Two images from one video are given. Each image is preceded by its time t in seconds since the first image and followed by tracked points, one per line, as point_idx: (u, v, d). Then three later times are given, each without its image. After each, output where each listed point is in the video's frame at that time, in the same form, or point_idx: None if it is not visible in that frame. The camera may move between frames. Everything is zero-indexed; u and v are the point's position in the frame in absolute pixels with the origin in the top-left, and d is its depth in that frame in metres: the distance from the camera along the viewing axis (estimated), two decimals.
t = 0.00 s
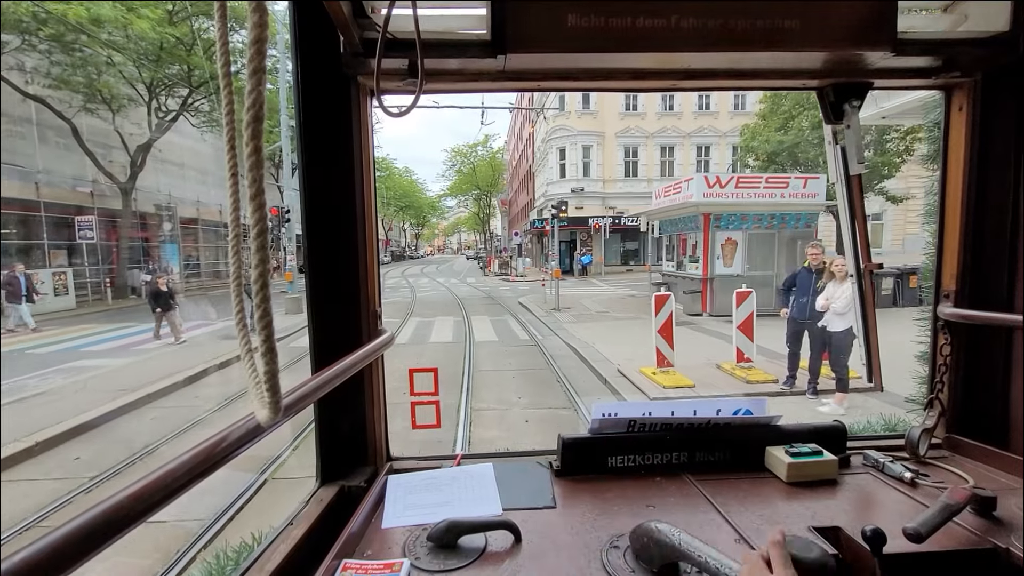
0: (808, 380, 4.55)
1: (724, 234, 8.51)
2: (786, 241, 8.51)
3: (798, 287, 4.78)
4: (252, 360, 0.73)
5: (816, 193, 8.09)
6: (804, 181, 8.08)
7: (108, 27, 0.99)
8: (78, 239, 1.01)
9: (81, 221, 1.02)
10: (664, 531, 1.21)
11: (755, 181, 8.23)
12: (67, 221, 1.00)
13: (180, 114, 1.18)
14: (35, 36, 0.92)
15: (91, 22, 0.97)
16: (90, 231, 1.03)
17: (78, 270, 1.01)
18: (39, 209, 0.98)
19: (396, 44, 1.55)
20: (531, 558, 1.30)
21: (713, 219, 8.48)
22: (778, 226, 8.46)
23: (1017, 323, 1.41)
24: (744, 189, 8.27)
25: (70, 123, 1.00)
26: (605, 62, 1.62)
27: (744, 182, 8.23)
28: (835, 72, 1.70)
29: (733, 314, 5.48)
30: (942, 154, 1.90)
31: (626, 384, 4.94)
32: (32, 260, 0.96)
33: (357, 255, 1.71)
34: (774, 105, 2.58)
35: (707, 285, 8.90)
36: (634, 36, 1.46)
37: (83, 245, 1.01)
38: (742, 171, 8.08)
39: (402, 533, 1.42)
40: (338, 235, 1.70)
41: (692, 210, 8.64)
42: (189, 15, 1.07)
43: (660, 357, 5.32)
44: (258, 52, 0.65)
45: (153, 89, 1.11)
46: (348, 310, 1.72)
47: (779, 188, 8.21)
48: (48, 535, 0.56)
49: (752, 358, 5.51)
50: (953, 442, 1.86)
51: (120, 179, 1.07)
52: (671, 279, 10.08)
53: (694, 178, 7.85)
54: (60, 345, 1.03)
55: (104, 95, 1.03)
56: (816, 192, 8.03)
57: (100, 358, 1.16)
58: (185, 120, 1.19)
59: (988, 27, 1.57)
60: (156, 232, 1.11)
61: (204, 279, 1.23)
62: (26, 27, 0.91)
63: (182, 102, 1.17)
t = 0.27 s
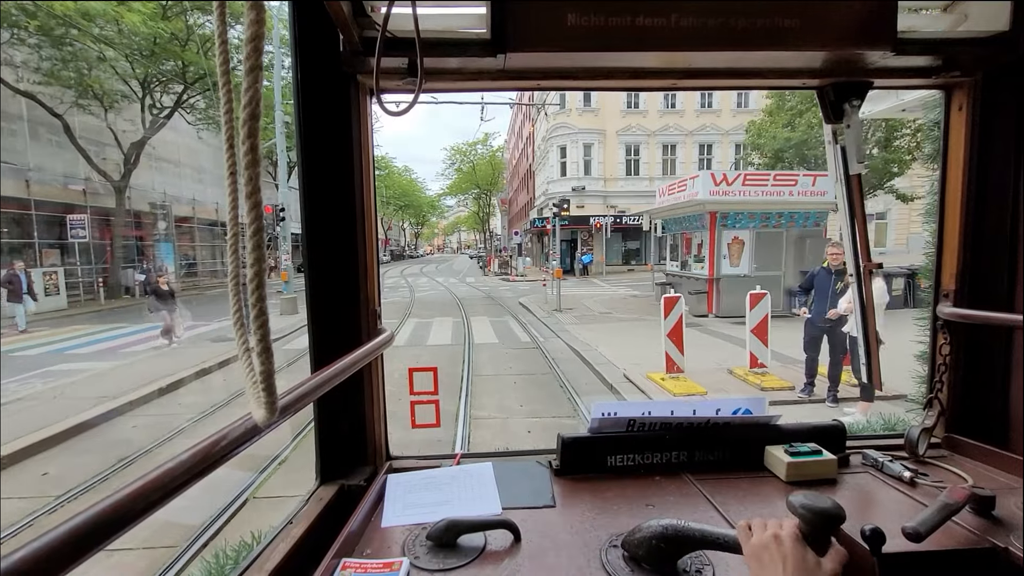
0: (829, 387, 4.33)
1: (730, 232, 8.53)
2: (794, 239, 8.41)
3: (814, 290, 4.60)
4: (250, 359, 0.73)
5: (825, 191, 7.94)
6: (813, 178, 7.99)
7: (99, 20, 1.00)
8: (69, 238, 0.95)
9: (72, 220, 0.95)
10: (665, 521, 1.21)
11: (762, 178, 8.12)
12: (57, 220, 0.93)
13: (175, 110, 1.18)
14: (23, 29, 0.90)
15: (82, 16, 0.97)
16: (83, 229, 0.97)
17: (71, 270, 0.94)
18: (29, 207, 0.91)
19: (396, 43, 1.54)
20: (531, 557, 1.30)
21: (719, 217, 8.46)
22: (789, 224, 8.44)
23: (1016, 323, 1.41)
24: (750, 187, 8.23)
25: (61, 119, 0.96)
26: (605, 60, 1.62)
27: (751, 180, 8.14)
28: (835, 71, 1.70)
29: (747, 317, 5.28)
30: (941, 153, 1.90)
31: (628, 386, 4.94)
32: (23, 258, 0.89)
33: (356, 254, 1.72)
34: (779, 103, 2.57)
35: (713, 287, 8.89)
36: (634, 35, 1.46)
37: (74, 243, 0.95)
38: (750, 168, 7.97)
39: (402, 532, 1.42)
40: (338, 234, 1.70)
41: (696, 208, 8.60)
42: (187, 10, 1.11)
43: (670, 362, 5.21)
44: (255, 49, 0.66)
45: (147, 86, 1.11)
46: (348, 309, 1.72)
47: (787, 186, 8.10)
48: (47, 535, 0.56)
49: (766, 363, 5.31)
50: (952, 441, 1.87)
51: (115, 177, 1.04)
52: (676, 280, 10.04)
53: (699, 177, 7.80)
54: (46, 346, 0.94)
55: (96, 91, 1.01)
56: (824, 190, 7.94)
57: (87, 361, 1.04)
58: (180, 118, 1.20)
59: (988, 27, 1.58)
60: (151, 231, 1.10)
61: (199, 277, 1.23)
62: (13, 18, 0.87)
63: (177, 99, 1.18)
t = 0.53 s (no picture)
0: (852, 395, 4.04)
1: (738, 231, 8.40)
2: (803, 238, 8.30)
3: (836, 296, 4.26)
4: (251, 357, 0.73)
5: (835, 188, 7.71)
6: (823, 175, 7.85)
7: (93, 15, 0.98)
8: (64, 237, 0.98)
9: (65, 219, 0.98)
10: (665, 521, 1.22)
11: (771, 176, 7.87)
12: (46, 218, 0.97)
13: (171, 107, 1.16)
14: (13, 24, 0.90)
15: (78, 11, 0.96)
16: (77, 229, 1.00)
17: (62, 269, 0.96)
18: (19, 206, 0.95)
19: (397, 43, 1.55)
20: (531, 555, 1.30)
21: (726, 215, 8.29)
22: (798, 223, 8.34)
23: (1017, 323, 1.41)
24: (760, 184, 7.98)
25: (53, 115, 0.97)
26: (605, 60, 1.62)
27: (759, 178, 7.93)
28: (835, 70, 1.71)
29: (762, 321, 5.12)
30: (941, 153, 1.91)
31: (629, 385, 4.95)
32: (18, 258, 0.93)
33: (357, 253, 1.73)
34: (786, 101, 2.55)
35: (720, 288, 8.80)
36: (634, 35, 1.46)
37: (68, 242, 0.99)
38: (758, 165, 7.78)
39: (402, 531, 1.42)
40: (338, 233, 1.70)
41: (701, 207, 8.52)
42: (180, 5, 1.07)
43: (681, 368, 5.06)
44: (258, 50, 0.66)
45: (143, 83, 1.10)
46: (348, 308, 1.73)
47: (796, 184, 7.68)
48: (48, 533, 0.56)
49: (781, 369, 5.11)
50: (952, 441, 1.87)
51: (108, 175, 1.05)
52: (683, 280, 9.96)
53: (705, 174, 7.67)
54: (37, 348, 0.97)
55: (89, 87, 1.00)
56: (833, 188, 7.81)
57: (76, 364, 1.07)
58: (177, 115, 1.18)
59: (989, 26, 1.58)
60: (147, 229, 1.12)
61: (197, 277, 1.20)
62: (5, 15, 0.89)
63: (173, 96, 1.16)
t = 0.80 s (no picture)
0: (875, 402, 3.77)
1: (746, 231, 8.34)
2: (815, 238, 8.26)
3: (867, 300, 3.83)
4: (256, 355, 0.72)
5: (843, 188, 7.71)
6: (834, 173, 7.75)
7: (85, 8, 0.98)
8: (55, 236, 0.99)
9: (57, 216, 0.99)
10: (665, 520, 1.21)
11: (781, 174, 7.84)
12: (40, 216, 0.98)
13: (166, 103, 1.15)
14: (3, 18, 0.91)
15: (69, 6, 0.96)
16: (68, 227, 1.00)
17: (56, 267, 0.95)
18: (11, 202, 0.94)
19: (398, 41, 1.55)
20: (531, 555, 1.30)
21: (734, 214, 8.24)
22: (808, 222, 8.30)
23: (1018, 323, 1.41)
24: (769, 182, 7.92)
25: (45, 109, 0.96)
26: (606, 59, 1.62)
27: (769, 175, 7.85)
28: (836, 70, 1.71)
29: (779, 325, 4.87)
30: (942, 153, 1.90)
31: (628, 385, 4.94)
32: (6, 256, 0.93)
33: (358, 252, 1.72)
34: (788, 100, 2.54)
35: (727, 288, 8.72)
36: (636, 34, 1.46)
37: (61, 241, 0.99)
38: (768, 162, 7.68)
39: (402, 529, 1.42)
40: (339, 231, 1.71)
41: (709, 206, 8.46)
42: None
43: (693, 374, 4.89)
44: (263, 48, 0.65)
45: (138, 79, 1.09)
46: (349, 306, 1.73)
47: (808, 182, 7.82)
48: (49, 531, 0.56)
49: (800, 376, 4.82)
50: (951, 441, 1.87)
51: (102, 172, 1.06)
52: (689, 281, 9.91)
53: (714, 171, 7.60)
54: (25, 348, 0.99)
55: (82, 82, 1.00)
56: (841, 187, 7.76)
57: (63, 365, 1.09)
58: (173, 111, 1.17)
59: (990, 26, 1.58)
60: (142, 228, 1.14)
61: (197, 276, 1.19)
62: None
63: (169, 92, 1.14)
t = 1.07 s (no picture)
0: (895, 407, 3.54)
1: (753, 230, 8.37)
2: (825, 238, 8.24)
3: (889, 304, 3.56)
4: (255, 354, 0.73)
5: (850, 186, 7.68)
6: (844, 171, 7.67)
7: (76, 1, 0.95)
8: (46, 235, 0.96)
9: (47, 215, 0.96)
10: (665, 520, 1.21)
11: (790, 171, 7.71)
12: (33, 215, 0.95)
13: (161, 99, 1.15)
14: None
15: None
16: (60, 226, 0.97)
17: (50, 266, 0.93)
18: None
19: (398, 40, 1.54)
20: (531, 554, 1.30)
21: (742, 212, 8.25)
22: (817, 222, 8.30)
23: (1018, 323, 1.41)
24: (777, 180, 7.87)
25: (35, 105, 0.95)
26: (607, 59, 1.62)
27: (777, 173, 7.80)
28: (836, 69, 1.71)
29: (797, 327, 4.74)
30: (941, 152, 1.90)
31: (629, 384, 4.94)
32: None
33: (358, 251, 1.72)
34: (789, 99, 2.54)
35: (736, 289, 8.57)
36: (636, 33, 1.46)
37: (53, 240, 0.96)
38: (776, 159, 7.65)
39: (401, 529, 1.42)
40: (339, 231, 1.70)
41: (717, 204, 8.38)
42: None
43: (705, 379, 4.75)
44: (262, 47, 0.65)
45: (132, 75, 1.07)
46: (348, 305, 1.73)
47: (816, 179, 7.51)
48: (48, 530, 0.56)
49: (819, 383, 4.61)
50: (951, 441, 1.87)
51: (95, 169, 1.03)
52: (695, 282, 9.97)
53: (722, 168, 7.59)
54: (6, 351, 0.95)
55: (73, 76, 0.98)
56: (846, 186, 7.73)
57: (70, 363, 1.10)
58: (168, 108, 1.17)
59: (989, 25, 1.58)
60: (136, 226, 1.10)
61: (190, 275, 1.21)
62: None
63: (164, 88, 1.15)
